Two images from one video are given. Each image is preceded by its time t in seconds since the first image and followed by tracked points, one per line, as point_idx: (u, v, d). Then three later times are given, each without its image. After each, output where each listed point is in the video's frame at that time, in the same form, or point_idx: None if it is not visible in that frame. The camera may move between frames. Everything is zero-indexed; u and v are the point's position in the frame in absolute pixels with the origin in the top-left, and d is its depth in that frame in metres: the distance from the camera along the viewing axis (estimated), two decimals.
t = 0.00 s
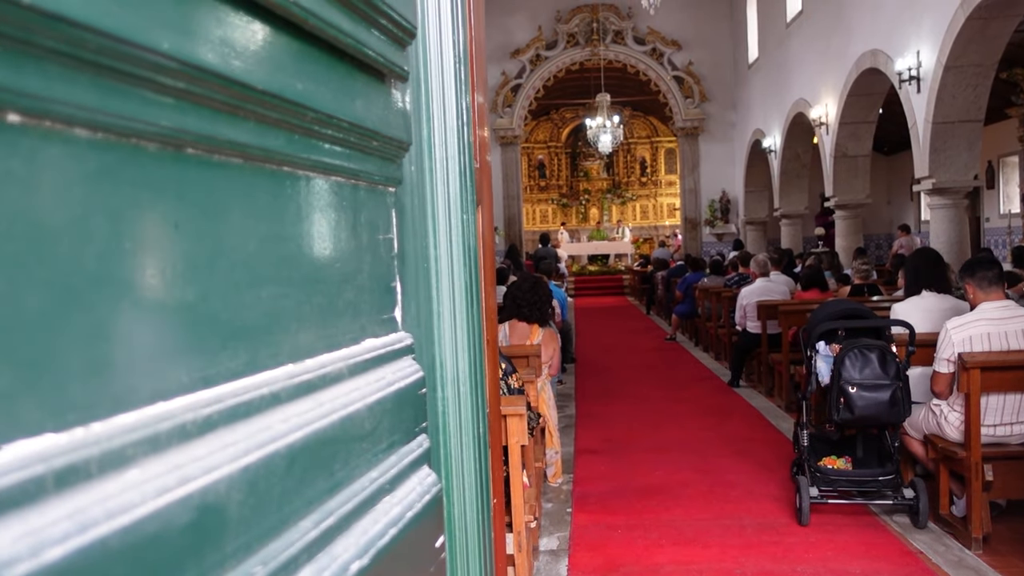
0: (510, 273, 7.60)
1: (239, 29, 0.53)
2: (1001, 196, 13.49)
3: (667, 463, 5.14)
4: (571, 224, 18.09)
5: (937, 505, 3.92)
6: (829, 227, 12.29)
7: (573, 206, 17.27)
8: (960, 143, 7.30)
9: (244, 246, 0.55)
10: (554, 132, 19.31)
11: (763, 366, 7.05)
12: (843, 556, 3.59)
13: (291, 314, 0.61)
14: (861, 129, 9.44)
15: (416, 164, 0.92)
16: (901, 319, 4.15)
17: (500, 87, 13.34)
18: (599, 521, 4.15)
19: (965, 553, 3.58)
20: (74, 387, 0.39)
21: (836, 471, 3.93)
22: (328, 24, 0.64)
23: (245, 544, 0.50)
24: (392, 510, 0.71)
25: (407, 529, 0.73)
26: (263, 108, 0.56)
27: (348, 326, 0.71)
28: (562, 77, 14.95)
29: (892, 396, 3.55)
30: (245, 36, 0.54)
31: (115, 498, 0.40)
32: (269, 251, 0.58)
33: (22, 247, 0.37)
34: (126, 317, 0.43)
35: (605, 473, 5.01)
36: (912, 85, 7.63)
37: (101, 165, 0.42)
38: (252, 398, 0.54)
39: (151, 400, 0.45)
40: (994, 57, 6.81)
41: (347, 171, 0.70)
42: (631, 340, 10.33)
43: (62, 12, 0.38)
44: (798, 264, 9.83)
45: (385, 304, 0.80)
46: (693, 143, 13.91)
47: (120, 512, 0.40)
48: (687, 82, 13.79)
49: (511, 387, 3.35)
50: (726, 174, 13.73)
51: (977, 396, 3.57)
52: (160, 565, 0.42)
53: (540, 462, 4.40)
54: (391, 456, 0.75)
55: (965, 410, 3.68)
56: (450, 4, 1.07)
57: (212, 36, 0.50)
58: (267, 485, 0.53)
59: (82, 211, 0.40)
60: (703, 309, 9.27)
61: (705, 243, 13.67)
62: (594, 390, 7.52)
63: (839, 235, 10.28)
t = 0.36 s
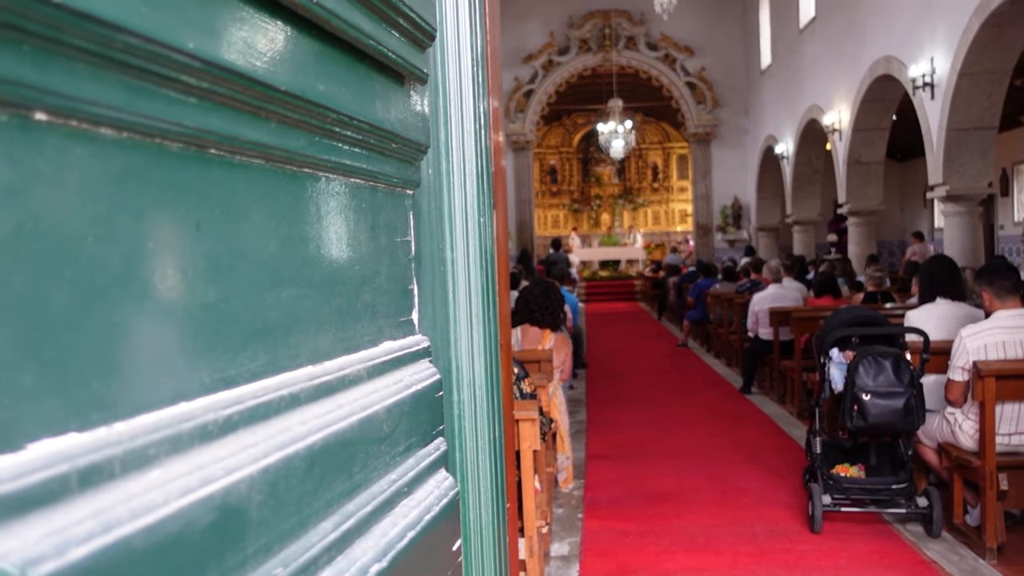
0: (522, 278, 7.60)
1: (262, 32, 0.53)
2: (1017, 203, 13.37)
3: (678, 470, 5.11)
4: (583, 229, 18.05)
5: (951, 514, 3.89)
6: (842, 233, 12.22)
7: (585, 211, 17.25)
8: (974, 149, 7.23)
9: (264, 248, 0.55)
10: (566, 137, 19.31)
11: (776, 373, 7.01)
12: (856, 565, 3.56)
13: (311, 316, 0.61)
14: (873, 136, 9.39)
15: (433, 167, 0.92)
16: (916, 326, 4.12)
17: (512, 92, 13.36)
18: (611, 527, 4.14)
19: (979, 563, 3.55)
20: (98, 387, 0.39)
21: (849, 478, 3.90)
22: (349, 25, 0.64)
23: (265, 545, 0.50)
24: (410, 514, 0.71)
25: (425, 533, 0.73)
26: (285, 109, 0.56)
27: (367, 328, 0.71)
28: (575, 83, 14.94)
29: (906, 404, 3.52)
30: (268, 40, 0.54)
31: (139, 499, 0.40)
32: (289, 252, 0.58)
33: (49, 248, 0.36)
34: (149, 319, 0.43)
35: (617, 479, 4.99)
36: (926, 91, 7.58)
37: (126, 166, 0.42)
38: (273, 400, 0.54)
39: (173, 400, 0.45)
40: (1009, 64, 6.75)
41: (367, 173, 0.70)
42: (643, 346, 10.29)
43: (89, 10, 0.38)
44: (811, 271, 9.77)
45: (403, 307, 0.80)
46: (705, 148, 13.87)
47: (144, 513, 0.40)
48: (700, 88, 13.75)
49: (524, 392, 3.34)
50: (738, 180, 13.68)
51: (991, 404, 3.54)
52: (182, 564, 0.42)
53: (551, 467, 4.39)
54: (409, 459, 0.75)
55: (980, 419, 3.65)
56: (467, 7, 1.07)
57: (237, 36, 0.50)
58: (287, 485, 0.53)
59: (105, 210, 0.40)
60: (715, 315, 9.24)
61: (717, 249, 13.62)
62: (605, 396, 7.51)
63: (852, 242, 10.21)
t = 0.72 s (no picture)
0: (542, 275, 7.60)
1: (291, 22, 0.53)
2: None
3: (699, 468, 5.09)
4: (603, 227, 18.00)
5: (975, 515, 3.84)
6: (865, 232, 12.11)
7: (605, 209, 17.20)
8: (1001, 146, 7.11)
9: (290, 236, 0.55)
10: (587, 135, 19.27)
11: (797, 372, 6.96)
12: (879, 565, 3.53)
13: (335, 306, 0.60)
14: (897, 134, 9.29)
15: (456, 161, 0.92)
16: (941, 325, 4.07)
17: (533, 89, 13.35)
18: (631, 524, 4.12)
19: (1004, 564, 3.51)
20: (125, 372, 0.39)
21: (871, 478, 3.86)
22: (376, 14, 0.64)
23: (290, 534, 0.50)
24: (433, 505, 0.70)
25: (448, 525, 0.73)
26: (310, 99, 0.55)
27: (390, 321, 0.70)
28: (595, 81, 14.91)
29: (930, 403, 3.48)
30: (298, 34, 0.54)
31: (165, 484, 0.40)
32: (313, 243, 0.58)
33: (77, 237, 0.36)
34: (173, 308, 0.42)
35: (637, 476, 4.98)
36: (951, 89, 7.49)
37: (153, 152, 0.42)
38: (297, 390, 0.53)
39: (198, 388, 0.44)
40: None
41: (391, 164, 0.70)
42: (663, 344, 10.26)
43: None
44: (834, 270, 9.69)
45: (426, 299, 0.79)
46: (726, 146, 13.80)
47: (167, 500, 0.39)
48: (722, 85, 13.67)
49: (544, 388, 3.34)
50: (760, 178, 13.59)
51: (1017, 404, 3.50)
52: (206, 551, 0.42)
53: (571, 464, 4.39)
54: (431, 451, 0.74)
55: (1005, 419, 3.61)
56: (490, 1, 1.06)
57: (265, 27, 0.50)
58: (311, 475, 0.53)
59: (131, 194, 0.40)
60: (735, 314, 9.19)
61: (738, 247, 13.54)
62: (625, 394, 7.49)
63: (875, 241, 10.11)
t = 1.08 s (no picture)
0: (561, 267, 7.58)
1: (315, 14, 0.53)
2: None
3: (717, 461, 5.07)
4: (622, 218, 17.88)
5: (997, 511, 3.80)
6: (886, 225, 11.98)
7: (624, 200, 17.13)
8: None
9: (313, 229, 0.54)
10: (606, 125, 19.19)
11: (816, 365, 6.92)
12: (898, 561, 3.51)
13: (357, 299, 0.60)
14: (921, 125, 9.17)
15: (478, 152, 0.91)
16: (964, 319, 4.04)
17: (553, 79, 13.30)
18: (648, 517, 4.12)
19: None
20: (151, 365, 0.39)
21: (892, 473, 3.86)
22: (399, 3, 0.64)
23: (313, 529, 0.50)
24: (454, 499, 0.70)
25: (469, 519, 0.73)
26: (333, 91, 0.55)
27: (414, 312, 0.71)
28: (615, 71, 14.83)
29: (951, 398, 3.45)
30: (323, 26, 0.54)
31: (189, 478, 0.40)
32: (336, 235, 0.58)
33: (104, 231, 0.36)
34: (196, 302, 0.42)
35: (654, 469, 4.97)
36: (976, 80, 7.39)
37: (179, 146, 0.42)
38: (320, 383, 0.53)
39: (223, 381, 0.45)
40: None
41: (413, 156, 0.70)
42: (681, 336, 10.22)
43: None
44: (855, 263, 9.61)
45: (448, 292, 0.79)
46: (747, 137, 13.70)
47: (193, 489, 0.39)
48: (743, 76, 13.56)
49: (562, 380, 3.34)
50: (780, 170, 13.48)
51: None
52: (229, 546, 0.42)
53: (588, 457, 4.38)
54: (452, 445, 0.74)
55: None
56: None
57: (289, 20, 0.50)
58: (332, 472, 0.53)
59: (160, 189, 0.40)
60: (754, 306, 9.13)
61: (758, 239, 13.44)
62: (643, 386, 7.47)
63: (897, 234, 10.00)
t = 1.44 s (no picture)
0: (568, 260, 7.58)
1: (316, 6, 0.53)
2: None
3: (722, 456, 5.06)
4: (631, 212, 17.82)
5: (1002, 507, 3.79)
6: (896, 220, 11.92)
7: (632, 194, 17.08)
8: None
9: (312, 220, 0.55)
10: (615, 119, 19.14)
11: (823, 361, 6.90)
12: (903, 556, 3.50)
13: (356, 289, 0.60)
14: (931, 120, 9.14)
15: (481, 145, 0.91)
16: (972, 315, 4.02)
17: (561, 73, 13.27)
18: (652, 511, 4.12)
19: None
20: (144, 354, 0.39)
21: (897, 469, 3.85)
22: None
23: (308, 518, 0.50)
24: (452, 491, 0.71)
25: (467, 509, 0.73)
26: (332, 81, 0.55)
27: (414, 304, 0.71)
28: (624, 65, 14.78)
29: (959, 394, 3.43)
30: (326, 18, 0.55)
31: (183, 466, 0.40)
32: (335, 225, 0.58)
33: (98, 221, 0.37)
34: (196, 292, 0.43)
35: (660, 463, 4.97)
36: (988, 75, 7.34)
37: (176, 134, 0.42)
38: (317, 373, 0.54)
39: (218, 369, 0.45)
40: None
41: (414, 147, 0.70)
42: (688, 331, 10.21)
43: None
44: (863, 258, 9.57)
45: (448, 284, 0.79)
46: (756, 132, 13.64)
47: (187, 478, 0.40)
48: (753, 70, 13.49)
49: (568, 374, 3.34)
50: (790, 164, 13.43)
51: None
52: (222, 534, 0.42)
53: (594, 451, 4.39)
54: (451, 437, 0.75)
55: None
56: None
57: (289, 10, 0.50)
58: (329, 460, 0.53)
59: (155, 177, 0.40)
60: (762, 301, 9.11)
61: (766, 234, 13.39)
62: (649, 380, 7.46)
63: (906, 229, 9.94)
